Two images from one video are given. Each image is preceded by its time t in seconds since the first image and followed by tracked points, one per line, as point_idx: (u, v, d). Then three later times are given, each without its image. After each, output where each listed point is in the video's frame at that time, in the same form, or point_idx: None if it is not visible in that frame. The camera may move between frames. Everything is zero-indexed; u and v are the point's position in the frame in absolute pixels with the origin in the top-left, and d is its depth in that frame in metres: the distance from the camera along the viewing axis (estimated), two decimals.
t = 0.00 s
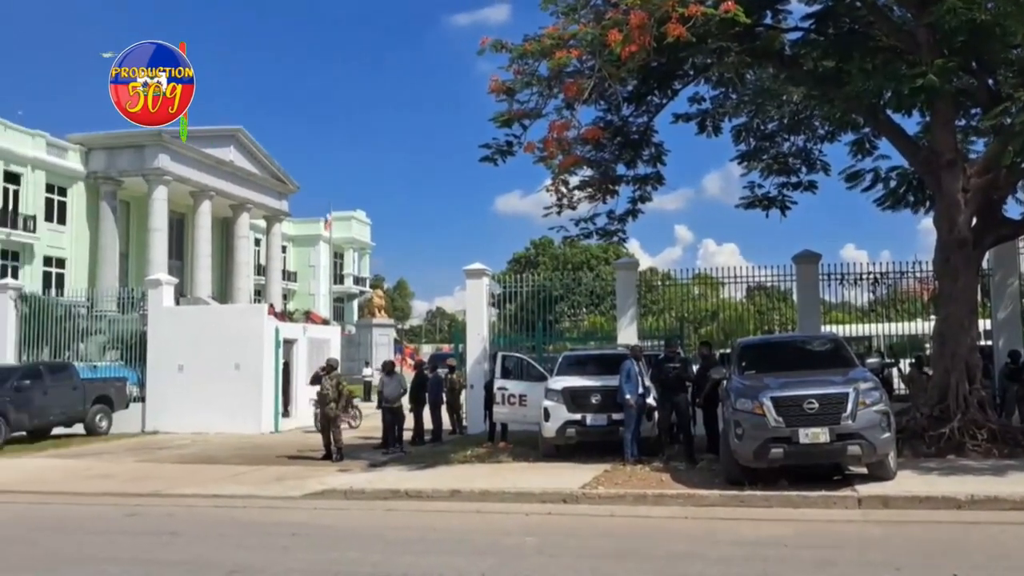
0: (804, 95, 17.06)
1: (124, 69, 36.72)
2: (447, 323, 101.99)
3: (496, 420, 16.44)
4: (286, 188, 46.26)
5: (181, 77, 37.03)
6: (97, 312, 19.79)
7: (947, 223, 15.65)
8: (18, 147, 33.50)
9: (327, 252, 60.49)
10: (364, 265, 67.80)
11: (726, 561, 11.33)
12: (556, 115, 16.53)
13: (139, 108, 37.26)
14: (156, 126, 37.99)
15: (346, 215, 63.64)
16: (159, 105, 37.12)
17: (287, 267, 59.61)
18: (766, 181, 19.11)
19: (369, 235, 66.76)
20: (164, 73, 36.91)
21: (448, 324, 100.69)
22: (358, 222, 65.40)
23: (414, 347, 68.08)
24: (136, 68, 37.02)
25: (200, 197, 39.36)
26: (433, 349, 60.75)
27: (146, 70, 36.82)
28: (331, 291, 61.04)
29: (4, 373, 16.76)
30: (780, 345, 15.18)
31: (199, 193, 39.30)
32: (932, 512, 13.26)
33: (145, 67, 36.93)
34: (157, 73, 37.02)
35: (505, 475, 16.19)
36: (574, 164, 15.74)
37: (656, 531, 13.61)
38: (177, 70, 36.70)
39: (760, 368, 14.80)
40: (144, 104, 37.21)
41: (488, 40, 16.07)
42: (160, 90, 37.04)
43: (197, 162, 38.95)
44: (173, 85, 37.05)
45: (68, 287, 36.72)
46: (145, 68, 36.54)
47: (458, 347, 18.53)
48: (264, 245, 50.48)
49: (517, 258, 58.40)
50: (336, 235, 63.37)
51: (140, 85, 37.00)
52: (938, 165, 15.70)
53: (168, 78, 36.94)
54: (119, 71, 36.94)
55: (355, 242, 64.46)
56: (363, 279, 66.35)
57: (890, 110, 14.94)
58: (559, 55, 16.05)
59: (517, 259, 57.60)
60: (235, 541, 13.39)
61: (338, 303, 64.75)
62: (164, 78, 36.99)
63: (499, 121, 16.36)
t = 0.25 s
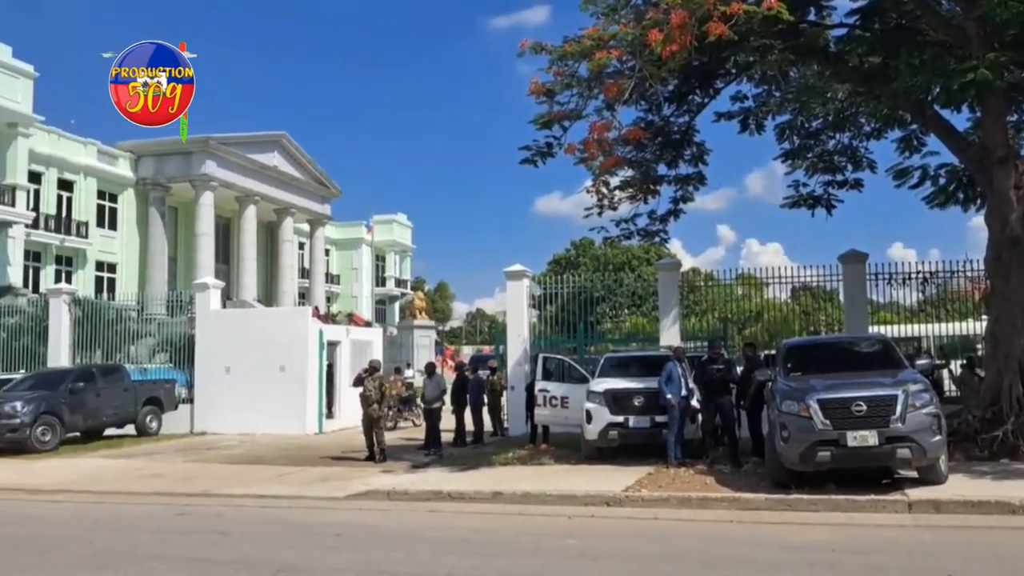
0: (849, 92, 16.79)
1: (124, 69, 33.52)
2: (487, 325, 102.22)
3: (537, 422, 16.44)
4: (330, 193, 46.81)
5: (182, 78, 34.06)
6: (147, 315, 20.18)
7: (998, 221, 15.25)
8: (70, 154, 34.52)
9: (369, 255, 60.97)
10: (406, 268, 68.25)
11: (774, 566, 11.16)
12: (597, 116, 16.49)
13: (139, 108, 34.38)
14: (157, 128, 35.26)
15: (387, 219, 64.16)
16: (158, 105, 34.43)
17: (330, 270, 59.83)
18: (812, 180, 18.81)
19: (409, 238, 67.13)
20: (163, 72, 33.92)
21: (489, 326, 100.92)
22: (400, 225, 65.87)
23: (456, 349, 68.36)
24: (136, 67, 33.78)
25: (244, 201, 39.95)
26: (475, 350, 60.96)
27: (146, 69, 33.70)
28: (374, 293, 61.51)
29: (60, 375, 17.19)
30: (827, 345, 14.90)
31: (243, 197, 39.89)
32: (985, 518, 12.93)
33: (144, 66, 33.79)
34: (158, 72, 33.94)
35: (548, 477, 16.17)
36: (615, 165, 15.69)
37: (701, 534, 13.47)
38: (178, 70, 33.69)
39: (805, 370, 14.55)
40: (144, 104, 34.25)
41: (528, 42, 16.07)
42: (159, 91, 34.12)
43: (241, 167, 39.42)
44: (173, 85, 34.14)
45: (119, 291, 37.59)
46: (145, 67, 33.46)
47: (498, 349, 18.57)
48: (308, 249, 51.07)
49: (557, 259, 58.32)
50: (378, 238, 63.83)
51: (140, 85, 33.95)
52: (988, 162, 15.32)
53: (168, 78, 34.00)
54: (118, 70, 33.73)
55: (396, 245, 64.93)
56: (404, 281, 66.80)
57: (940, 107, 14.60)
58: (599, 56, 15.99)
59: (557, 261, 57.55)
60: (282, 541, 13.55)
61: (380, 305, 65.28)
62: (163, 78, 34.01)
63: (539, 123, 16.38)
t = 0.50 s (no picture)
0: (878, 91, 16.60)
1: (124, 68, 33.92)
2: (512, 327, 102.21)
3: (563, 425, 16.42)
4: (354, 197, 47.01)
5: (181, 78, 34.22)
6: (176, 319, 20.35)
7: None
8: (101, 160, 35.03)
9: (394, 258, 61.11)
10: (430, 270, 68.40)
11: (803, 570, 11.04)
12: (622, 118, 16.46)
13: (139, 109, 34.44)
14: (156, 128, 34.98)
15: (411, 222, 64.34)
16: (158, 105, 34.49)
17: (357, 273, 59.89)
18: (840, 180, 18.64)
19: (435, 241, 67.33)
20: (163, 72, 34.20)
21: (513, 328, 100.89)
22: (424, 228, 66.04)
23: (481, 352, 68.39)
24: (137, 67, 34.16)
25: (272, 205, 40.39)
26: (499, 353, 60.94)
27: (146, 69, 34.08)
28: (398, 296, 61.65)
29: (92, 378, 17.36)
30: (855, 348, 14.71)
31: (271, 201, 40.32)
32: (1019, 522, 12.72)
33: (144, 66, 34.16)
34: (158, 73, 34.25)
35: (574, 480, 16.13)
36: (640, 167, 15.64)
37: (729, 538, 13.36)
38: (177, 70, 33.93)
39: (834, 372, 14.37)
40: (144, 104, 34.40)
41: (552, 45, 16.09)
42: (160, 90, 34.39)
43: (269, 172, 39.81)
44: (173, 84, 34.31)
45: (149, 295, 37.98)
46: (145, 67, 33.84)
47: (524, 351, 18.57)
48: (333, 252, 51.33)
49: (581, 262, 58.16)
50: (403, 241, 64.09)
51: (140, 85, 34.29)
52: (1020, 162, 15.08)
53: (168, 78, 34.25)
54: (119, 69, 34.11)
55: (420, 248, 65.08)
56: (428, 284, 66.95)
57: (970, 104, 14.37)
58: (624, 58, 15.97)
59: (582, 263, 57.43)
60: (310, 543, 13.63)
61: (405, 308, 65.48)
62: (163, 78, 34.26)
63: (564, 126, 16.36)
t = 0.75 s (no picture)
0: (906, 92, 16.41)
1: (123, 67, 33.03)
2: (536, 330, 102.09)
3: (588, 429, 16.38)
4: (378, 201, 47.16)
5: (181, 77, 33.33)
6: (204, 323, 20.60)
7: None
8: (131, 167, 35.44)
9: (419, 262, 61.22)
10: (454, 274, 68.46)
11: None
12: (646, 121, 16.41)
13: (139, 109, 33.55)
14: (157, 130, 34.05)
15: (436, 226, 64.42)
16: (159, 105, 33.53)
17: (382, 277, 60.17)
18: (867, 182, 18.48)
19: (459, 245, 67.45)
20: (164, 72, 33.36)
21: (538, 332, 100.79)
22: (448, 232, 66.11)
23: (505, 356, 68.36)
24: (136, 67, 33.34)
25: (297, 211, 40.61)
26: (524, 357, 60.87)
27: (146, 68, 33.24)
28: (423, 300, 61.76)
29: (122, 381, 17.57)
30: (884, 351, 14.53)
31: (296, 207, 40.58)
32: None
33: (145, 66, 33.32)
34: (158, 73, 33.41)
35: (599, 484, 16.08)
36: (665, 170, 15.57)
37: (755, 543, 13.26)
38: (177, 69, 33.02)
39: (862, 376, 14.18)
40: (144, 105, 33.45)
41: (576, 49, 16.10)
42: (160, 90, 33.46)
43: (295, 178, 40.13)
44: (173, 84, 33.40)
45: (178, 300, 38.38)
46: (145, 66, 32.99)
47: (548, 355, 18.56)
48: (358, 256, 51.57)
49: (605, 266, 57.92)
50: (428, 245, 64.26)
51: (140, 85, 33.38)
52: None
53: (169, 78, 33.38)
54: (118, 69, 33.19)
55: (445, 252, 65.13)
56: (453, 288, 67.02)
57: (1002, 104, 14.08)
58: (648, 61, 15.94)
59: (606, 266, 57.26)
60: (335, 546, 13.71)
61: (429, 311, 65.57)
62: (163, 78, 33.41)
63: (588, 129, 16.35)
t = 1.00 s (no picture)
0: (931, 94, 16.22)
1: (123, 67, 31.00)
2: (556, 335, 101.86)
3: (609, 434, 16.32)
4: (400, 205, 47.26)
5: (182, 77, 31.40)
6: (228, 326, 20.76)
7: None
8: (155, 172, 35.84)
9: (439, 266, 61.26)
10: (474, 278, 68.48)
11: None
12: (667, 125, 16.36)
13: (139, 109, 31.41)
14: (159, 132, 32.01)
15: (457, 229, 64.43)
16: (158, 105, 31.41)
17: (402, 281, 60.27)
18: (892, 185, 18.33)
19: (479, 249, 67.48)
20: (164, 71, 31.38)
21: (559, 336, 100.59)
22: (469, 235, 66.11)
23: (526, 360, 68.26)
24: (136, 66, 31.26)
25: (320, 215, 41.10)
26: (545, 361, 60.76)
27: (146, 68, 31.15)
28: (444, 303, 61.80)
29: (147, 385, 17.73)
30: (910, 356, 14.35)
31: (319, 212, 40.98)
32: None
33: (143, 65, 31.23)
34: (158, 72, 31.35)
35: (621, 489, 16.02)
36: (687, 174, 15.52)
37: (779, 549, 13.14)
38: (177, 68, 31.15)
39: (887, 382, 14.00)
40: (144, 104, 31.30)
41: (598, 52, 16.08)
42: (159, 90, 31.34)
43: (319, 182, 40.43)
44: (173, 84, 31.43)
45: (202, 304, 38.71)
46: (144, 65, 30.88)
47: (570, 359, 18.55)
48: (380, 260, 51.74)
49: (626, 269, 57.65)
50: (449, 249, 64.35)
51: (140, 85, 31.24)
52: None
53: (169, 78, 31.39)
54: (118, 69, 31.18)
55: (466, 256, 65.14)
56: (473, 292, 67.04)
57: None
58: (670, 65, 15.92)
59: (627, 270, 57.12)
60: (358, 549, 13.75)
61: (450, 315, 65.57)
62: (164, 78, 31.39)
63: (609, 133, 16.34)
